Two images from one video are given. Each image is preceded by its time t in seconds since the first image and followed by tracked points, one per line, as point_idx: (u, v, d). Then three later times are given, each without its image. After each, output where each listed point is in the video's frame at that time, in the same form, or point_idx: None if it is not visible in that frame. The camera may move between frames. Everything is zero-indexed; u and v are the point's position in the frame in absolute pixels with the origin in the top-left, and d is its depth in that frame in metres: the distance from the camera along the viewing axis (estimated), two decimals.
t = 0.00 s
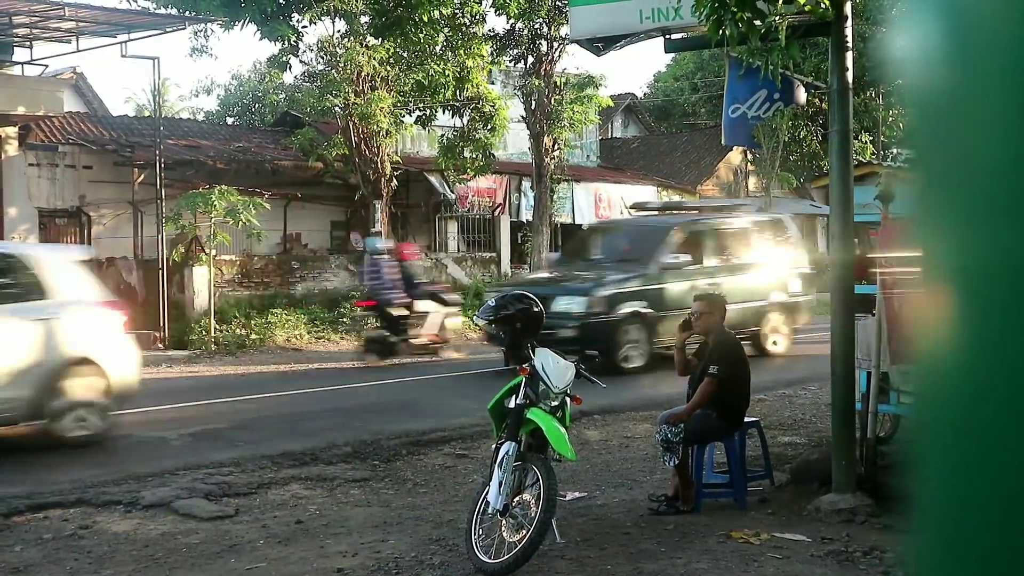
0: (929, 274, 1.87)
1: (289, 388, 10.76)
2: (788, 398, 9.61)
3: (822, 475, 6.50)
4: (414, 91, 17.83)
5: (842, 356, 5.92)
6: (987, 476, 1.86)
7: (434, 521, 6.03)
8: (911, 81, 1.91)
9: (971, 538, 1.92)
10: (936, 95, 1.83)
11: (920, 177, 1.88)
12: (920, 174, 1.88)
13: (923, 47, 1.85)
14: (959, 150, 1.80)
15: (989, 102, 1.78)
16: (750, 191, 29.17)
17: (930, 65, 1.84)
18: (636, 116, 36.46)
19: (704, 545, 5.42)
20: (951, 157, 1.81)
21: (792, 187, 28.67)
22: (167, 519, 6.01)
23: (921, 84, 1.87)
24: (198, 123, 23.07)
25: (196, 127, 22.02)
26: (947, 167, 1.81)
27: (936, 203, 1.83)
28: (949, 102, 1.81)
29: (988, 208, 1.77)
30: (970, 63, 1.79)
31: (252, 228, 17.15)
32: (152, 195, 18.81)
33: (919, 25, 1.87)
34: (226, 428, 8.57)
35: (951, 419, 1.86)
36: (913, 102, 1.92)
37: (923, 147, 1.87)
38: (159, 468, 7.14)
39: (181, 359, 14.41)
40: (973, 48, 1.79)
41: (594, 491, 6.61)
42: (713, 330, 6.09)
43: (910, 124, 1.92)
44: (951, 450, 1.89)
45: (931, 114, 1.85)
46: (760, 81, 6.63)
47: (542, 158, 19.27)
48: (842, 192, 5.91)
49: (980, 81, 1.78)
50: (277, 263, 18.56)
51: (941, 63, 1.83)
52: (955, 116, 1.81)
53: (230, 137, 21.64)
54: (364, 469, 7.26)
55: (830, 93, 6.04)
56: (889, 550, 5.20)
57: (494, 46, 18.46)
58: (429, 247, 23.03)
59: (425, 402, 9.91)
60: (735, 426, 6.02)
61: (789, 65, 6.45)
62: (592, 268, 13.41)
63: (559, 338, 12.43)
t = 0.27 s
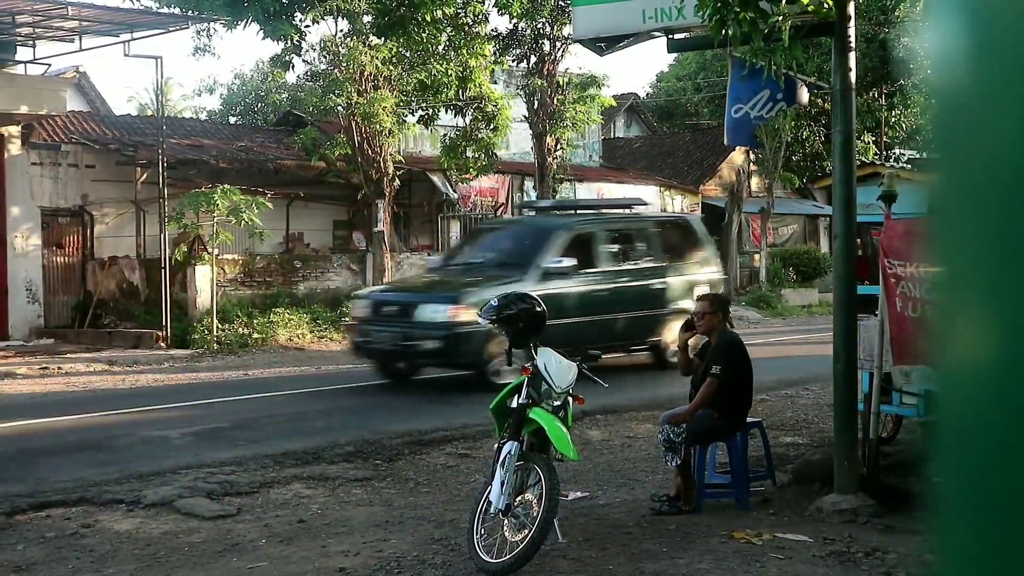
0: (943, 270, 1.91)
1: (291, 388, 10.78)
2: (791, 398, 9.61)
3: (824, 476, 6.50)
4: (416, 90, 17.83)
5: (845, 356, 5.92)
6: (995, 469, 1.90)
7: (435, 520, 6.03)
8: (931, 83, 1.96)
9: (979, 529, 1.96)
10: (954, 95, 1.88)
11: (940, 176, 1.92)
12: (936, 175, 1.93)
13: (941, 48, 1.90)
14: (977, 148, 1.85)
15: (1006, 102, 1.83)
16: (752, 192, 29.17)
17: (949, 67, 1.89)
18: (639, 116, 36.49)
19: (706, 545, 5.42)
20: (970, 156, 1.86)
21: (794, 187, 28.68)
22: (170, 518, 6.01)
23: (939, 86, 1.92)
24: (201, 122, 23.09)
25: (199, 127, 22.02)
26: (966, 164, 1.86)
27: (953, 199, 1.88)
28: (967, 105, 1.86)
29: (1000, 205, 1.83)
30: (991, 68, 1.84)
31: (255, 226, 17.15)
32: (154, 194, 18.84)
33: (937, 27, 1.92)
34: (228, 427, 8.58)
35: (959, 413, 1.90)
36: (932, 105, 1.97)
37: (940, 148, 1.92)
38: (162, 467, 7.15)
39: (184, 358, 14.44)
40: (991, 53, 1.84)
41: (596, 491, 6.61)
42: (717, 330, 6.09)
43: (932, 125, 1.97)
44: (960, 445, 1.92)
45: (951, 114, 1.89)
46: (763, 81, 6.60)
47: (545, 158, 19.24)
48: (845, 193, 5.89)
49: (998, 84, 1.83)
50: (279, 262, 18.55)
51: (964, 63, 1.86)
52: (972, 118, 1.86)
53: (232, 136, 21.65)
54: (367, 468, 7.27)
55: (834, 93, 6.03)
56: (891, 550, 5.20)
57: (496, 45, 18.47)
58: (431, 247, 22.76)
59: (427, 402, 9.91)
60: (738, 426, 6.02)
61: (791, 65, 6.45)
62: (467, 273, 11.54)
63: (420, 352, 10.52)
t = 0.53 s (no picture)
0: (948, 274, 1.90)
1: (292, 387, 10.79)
2: (792, 399, 9.60)
3: (825, 477, 6.50)
4: (418, 90, 17.82)
5: (846, 358, 5.91)
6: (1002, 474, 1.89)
7: (436, 520, 6.03)
8: (942, 83, 1.95)
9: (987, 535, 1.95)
10: (966, 95, 1.87)
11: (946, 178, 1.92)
12: (945, 175, 1.92)
13: (952, 49, 1.89)
14: (981, 150, 1.84)
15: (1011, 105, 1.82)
16: (754, 192, 29.17)
17: (961, 67, 1.88)
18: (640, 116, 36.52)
19: (707, 545, 5.42)
20: (975, 158, 1.85)
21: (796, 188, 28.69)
22: (170, 517, 6.01)
23: (950, 86, 1.91)
24: (203, 121, 23.09)
25: (201, 126, 22.04)
26: (975, 165, 1.86)
27: (961, 199, 1.87)
28: (979, 105, 1.85)
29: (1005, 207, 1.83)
30: (1004, 69, 1.83)
31: (256, 225, 17.15)
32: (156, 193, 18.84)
33: (949, 27, 1.91)
34: (230, 426, 8.58)
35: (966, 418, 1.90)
36: (942, 106, 1.96)
37: (950, 148, 1.91)
38: (163, 466, 7.15)
39: (185, 357, 14.45)
40: (1003, 54, 1.83)
41: (597, 491, 6.60)
42: (718, 331, 6.09)
43: (939, 128, 1.96)
44: (967, 450, 1.91)
45: (958, 116, 1.89)
46: (765, 82, 6.60)
47: (547, 158, 19.20)
48: (847, 194, 5.88)
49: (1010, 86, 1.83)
50: (281, 261, 18.53)
51: (973, 64, 1.86)
52: (982, 119, 1.85)
53: (234, 135, 21.66)
54: (367, 468, 7.27)
55: (836, 94, 6.02)
56: (892, 551, 5.20)
57: (498, 45, 18.48)
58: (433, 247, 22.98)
59: (427, 402, 9.90)
60: (740, 426, 6.02)
61: (794, 66, 6.48)
62: (335, 274, 10.40)
63: (275, 365, 9.48)
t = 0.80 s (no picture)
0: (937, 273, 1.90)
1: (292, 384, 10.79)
2: (792, 395, 9.60)
3: (826, 473, 6.50)
4: (418, 86, 17.80)
5: (846, 354, 5.91)
6: (993, 470, 1.90)
7: (437, 516, 6.03)
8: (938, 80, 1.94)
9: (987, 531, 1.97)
10: (962, 92, 1.86)
11: (942, 176, 1.91)
12: (941, 172, 1.90)
13: (948, 45, 1.88)
14: (977, 147, 1.83)
15: (1001, 102, 1.82)
16: (754, 189, 29.17)
17: (956, 64, 1.87)
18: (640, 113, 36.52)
19: (708, 542, 5.42)
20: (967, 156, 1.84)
21: (796, 184, 28.69)
22: (171, 514, 6.01)
23: (945, 83, 1.90)
24: (202, 118, 23.08)
25: (200, 123, 22.03)
26: (971, 161, 1.84)
27: (957, 197, 1.86)
28: (975, 102, 1.84)
29: (995, 199, 1.82)
30: (1002, 65, 1.82)
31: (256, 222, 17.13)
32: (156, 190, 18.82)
33: (945, 23, 1.89)
34: (230, 424, 8.59)
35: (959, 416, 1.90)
36: (937, 102, 1.95)
37: (946, 145, 1.90)
38: (163, 463, 7.15)
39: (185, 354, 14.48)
40: (1000, 51, 1.83)
41: (597, 487, 6.60)
42: (719, 327, 6.09)
43: (934, 125, 1.95)
44: (966, 448, 1.92)
45: (953, 113, 1.88)
46: (765, 79, 6.61)
47: (546, 155, 19.20)
48: (847, 190, 5.88)
49: (1007, 82, 1.81)
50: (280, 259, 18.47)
51: (970, 62, 1.84)
52: (979, 115, 1.83)
53: (233, 132, 21.64)
54: (368, 465, 7.27)
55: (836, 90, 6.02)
56: (893, 547, 5.19)
57: (498, 41, 18.46)
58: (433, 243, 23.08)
59: (428, 399, 9.90)
60: (740, 422, 6.02)
61: (794, 63, 6.48)
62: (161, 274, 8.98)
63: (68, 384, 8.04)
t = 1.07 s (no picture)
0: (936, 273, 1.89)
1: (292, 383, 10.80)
2: (792, 394, 9.60)
3: (826, 472, 6.50)
4: (417, 86, 17.79)
5: (846, 353, 5.90)
6: (994, 470, 1.90)
7: (436, 516, 6.03)
8: (935, 80, 1.93)
9: (989, 531, 1.96)
10: (958, 92, 1.85)
11: (940, 176, 1.90)
12: (939, 172, 1.90)
13: (946, 44, 1.87)
14: (972, 148, 1.82)
15: (997, 102, 1.81)
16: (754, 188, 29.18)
17: (953, 64, 1.86)
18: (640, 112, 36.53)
19: (707, 541, 5.42)
20: (966, 156, 1.83)
21: (796, 183, 28.70)
22: (171, 514, 6.01)
23: (944, 83, 1.89)
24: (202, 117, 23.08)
25: (200, 122, 22.03)
26: (967, 162, 1.84)
27: (952, 198, 1.86)
28: (971, 102, 1.83)
29: (990, 198, 1.81)
30: (998, 64, 1.81)
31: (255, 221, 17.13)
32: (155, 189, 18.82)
33: (943, 23, 1.88)
34: (230, 423, 8.60)
35: (960, 415, 1.89)
36: (936, 102, 1.94)
37: (943, 146, 1.89)
38: (163, 462, 7.16)
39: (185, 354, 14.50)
40: (995, 51, 1.81)
41: (597, 486, 6.60)
42: (718, 326, 6.09)
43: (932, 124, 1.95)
44: (962, 450, 1.92)
45: (952, 112, 1.87)
46: (765, 77, 6.61)
47: (546, 153, 19.25)
48: (847, 188, 5.87)
49: (1003, 81, 1.80)
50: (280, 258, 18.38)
51: (967, 62, 1.84)
52: (975, 116, 1.82)
53: (233, 131, 21.65)
54: (368, 464, 7.27)
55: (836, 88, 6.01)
56: (892, 546, 5.19)
57: (498, 40, 18.42)
58: (432, 242, 23.20)
59: (427, 398, 9.90)
60: (740, 421, 6.01)
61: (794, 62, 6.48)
62: None
63: None
